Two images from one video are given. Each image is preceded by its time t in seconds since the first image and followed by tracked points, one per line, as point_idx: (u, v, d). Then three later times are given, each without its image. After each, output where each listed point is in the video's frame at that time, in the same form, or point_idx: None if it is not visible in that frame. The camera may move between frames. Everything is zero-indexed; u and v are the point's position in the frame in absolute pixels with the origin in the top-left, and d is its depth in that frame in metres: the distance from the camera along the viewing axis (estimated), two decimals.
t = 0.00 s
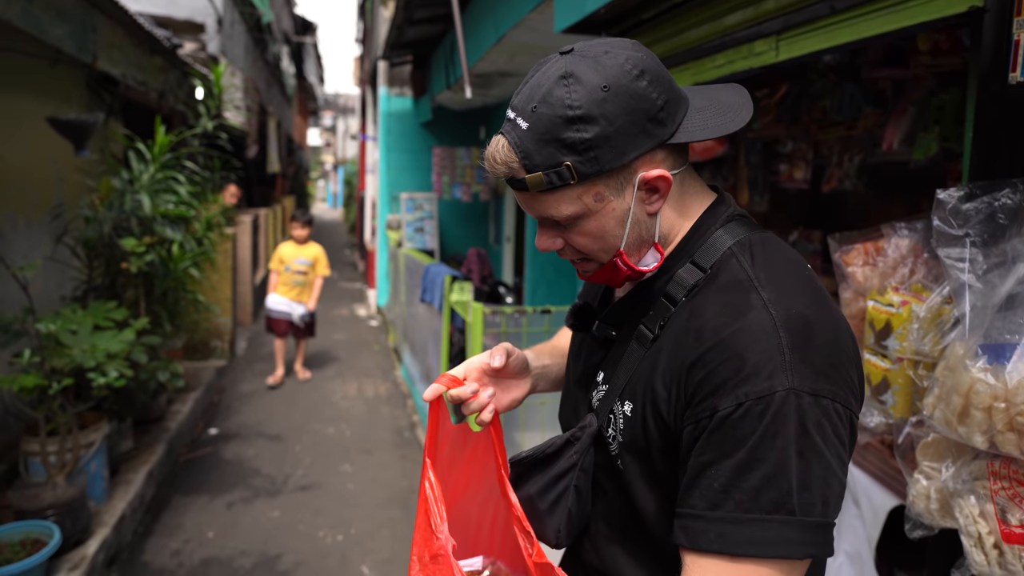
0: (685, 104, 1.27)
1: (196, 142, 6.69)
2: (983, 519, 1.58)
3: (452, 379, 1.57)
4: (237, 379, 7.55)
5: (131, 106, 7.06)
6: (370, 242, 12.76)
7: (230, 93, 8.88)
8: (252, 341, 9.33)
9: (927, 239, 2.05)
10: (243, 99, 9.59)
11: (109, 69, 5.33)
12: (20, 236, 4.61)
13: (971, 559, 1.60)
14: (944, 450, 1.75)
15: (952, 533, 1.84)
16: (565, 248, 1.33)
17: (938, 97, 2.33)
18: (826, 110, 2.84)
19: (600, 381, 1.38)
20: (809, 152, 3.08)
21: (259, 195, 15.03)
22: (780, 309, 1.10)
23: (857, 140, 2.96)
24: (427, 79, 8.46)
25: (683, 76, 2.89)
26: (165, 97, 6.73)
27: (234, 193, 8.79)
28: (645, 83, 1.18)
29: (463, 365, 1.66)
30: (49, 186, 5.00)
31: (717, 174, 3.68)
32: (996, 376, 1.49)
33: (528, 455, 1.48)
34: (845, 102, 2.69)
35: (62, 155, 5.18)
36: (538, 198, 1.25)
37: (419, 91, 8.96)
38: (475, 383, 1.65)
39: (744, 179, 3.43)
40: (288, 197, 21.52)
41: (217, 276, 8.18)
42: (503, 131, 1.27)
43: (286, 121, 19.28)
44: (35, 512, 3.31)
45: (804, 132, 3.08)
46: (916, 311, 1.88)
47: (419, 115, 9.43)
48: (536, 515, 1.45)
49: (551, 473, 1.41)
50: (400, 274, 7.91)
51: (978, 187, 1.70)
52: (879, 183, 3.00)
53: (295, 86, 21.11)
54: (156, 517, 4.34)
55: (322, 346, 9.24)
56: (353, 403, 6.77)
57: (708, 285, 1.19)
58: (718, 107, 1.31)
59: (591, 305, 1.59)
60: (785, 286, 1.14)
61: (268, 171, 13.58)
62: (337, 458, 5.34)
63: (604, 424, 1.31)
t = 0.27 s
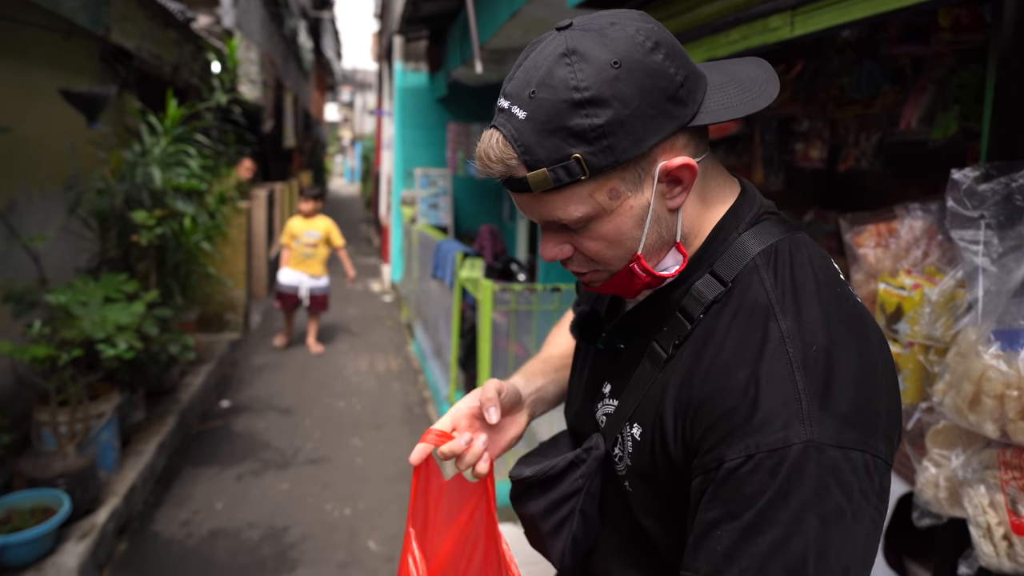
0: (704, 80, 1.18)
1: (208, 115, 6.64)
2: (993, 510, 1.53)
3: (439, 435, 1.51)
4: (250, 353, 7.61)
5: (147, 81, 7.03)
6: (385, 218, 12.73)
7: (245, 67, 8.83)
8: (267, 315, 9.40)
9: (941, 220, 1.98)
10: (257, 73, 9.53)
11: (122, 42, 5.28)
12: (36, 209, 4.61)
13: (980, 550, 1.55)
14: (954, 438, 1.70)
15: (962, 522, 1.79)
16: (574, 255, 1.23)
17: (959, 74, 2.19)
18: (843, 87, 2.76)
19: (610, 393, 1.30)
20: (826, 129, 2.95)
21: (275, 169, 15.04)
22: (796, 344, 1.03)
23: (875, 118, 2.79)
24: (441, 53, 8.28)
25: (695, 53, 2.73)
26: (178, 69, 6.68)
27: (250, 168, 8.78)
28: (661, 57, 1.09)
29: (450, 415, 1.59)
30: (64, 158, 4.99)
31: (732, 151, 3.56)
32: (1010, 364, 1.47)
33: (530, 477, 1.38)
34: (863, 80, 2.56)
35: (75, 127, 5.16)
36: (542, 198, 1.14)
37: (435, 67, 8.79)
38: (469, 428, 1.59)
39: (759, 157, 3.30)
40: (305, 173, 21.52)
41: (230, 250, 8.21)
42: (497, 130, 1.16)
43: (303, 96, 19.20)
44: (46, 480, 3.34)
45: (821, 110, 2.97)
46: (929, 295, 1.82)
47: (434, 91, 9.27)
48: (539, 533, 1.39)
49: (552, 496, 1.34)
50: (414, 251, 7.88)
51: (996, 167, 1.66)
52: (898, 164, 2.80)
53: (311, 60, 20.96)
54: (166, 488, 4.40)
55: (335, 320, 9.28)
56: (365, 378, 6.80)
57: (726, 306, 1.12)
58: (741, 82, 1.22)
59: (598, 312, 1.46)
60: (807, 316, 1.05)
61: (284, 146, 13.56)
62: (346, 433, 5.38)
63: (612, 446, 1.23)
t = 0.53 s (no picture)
0: (715, 48, 1.08)
1: (221, 77, 6.59)
2: (995, 490, 1.52)
3: (419, 484, 1.45)
4: (266, 315, 7.72)
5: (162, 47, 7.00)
6: (400, 184, 12.71)
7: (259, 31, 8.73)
8: (283, 279, 9.52)
9: (960, 193, 1.92)
10: (272, 38, 9.43)
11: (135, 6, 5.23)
12: (51, 169, 4.64)
13: (978, 530, 1.54)
14: (960, 417, 1.69)
15: (962, 502, 1.78)
16: (564, 251, 1.12)
17: (989, 43, 2.09)
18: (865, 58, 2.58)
19: (608, 389, 1.21)
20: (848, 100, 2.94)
21: (292, 134, 15.02)
22: (821, 354, 0.92)
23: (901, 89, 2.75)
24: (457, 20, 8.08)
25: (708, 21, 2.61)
26: (191, 31, 6.63)
27: (265, 132, 8.78)
28: (669, 17, 0.98)
29: (427, 458, 1.52)
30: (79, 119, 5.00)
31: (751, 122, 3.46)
32: (1020, 343, 1.44)
33: (530, 471, 1.33)
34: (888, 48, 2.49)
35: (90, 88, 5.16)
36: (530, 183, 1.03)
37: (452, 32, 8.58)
38: (447, 469, 1.52)
39: (777, 128, 3.21)
40: (322, 138, 21.48)
41: (245, 214, 8.27)
42: (478, 107, 1.03)
43: (320, 61, 19.04)
44: (65, 432, 3.45)
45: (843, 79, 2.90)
46: (941, 270, 1.78)
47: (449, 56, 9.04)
48: (533, 526, 1.36)
49: (547, 491, 1.29)
50: (428, 219, 7.87)
51: (1018, 138, 1.62)
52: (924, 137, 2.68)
53: (329, 23, 20.67)
54: (182, 442, 4.53)
55: (348, 285, 9.36)
56: (377, 342, 6.87)
57: (740, 304, 1.01)
58: (758, 49, 1.13)
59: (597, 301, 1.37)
60: (833, 320, 0.94)
61: (300, 112, 13.52)
62: (356, 395, 5.47)
63: (610, 445, 1.16)
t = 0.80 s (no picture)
0: None
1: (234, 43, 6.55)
2: (990, 470, 1.54)
3: (395, 473, 1.48)
4: (281, 283, 7.83)
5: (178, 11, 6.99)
6: (416, 156, 12.69)
7: None
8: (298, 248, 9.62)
9: (984, 165, 1.88)
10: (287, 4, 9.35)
11: None
12: (65, 134, 4.71)
13: (971, 507, 1.57)
14: (963, 398, 1.72)
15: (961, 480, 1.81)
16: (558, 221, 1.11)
17: None
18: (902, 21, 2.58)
19: (603, 366, 1.25)
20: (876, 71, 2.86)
21: (310, 105, 15.01)
22: (841, 334, 0.91)
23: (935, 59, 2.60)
24: None
25: None
26: None
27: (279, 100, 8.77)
28: None
29: (400, 449, 1.53)
30: (91, 84, 5.03)
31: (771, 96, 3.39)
32: None
33: (511, 443, 1.39)
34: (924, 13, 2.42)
35: (100, 51, 5.16)
36: (523, 148, 1.01)
37: None
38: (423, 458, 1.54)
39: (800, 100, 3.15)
40: (340, 108, 21.41)
41: (259, 182, 8.32)
42: (466, 63, 0.99)
43: (338, 31, 18.90)
44: (86, 389, 3.56)
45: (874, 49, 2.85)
46: (956, 247, 1.75)
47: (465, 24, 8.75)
48: (520, 496, 1.41)
49: (535, 463, 1.34)
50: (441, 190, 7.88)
51: None
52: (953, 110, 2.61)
53: None
54: (199, 402, 4.67)
55: (362, 255, 9.43)
56: (388, 313, 6.95)
57: (749, 283, 1.00)
58: None
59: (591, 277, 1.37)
60: (851, 300, 0.93)
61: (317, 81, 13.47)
62: (367, 362, 5.58)
63: (603, 423, 1.19)
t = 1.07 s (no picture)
0: None
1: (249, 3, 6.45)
2: (994, 452, 1.53)
3: (384, 435, 1.51)
4: (296, 249, 7.89)
5: None
6: (434, 122, 12.58)
7: None
8: (314, 213, 9.64)
9: (1016, 134, 1.80)
10: None
11: None
12: (81, 95, 4.72)
13: (970, 489, 1.57)
14: (972, 377, 1.69)
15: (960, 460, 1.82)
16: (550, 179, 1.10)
17: None
18: None
19: (598, 337, 1.25)
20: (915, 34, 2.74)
21: (328, 68, 14.83)
22: (843, 307, 0.89)
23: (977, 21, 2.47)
24: None
25: None
26: None
27: (295, 63, 8.68)
28: None
29: (392, 412, 1.58)
30: (105, 43, 5.01)
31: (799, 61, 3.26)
32: None
33: (504, 418, 1.40)
34: None
35: (114, 9, 5.12)
36: (516, 98, 0.98)
37: None
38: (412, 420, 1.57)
39: (829, 65, 3.09)
40: (358, 72, 21.17)
41: (275, 147, 8.32)
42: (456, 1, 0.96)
43: None
44: (104, 347, 3.65)
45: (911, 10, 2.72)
46: (979, 221, 1.71)
47: None
48: (510, 470, 1.42)
49: (526, 439, 1.36)
50: (456, 157, 7.83)
51: None
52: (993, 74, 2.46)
53: None
54: (215, 364, 4.78)
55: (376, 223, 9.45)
56: (401, 280, 6.99)
57: (757, 248, 0.98)
58: None
59: (591, 243, 1.36)
60: (858, 273, 0.91)
61: (334, 44, 13.30)
62: (379, 329, 5.64)
63: (598, 394, 1.21)
